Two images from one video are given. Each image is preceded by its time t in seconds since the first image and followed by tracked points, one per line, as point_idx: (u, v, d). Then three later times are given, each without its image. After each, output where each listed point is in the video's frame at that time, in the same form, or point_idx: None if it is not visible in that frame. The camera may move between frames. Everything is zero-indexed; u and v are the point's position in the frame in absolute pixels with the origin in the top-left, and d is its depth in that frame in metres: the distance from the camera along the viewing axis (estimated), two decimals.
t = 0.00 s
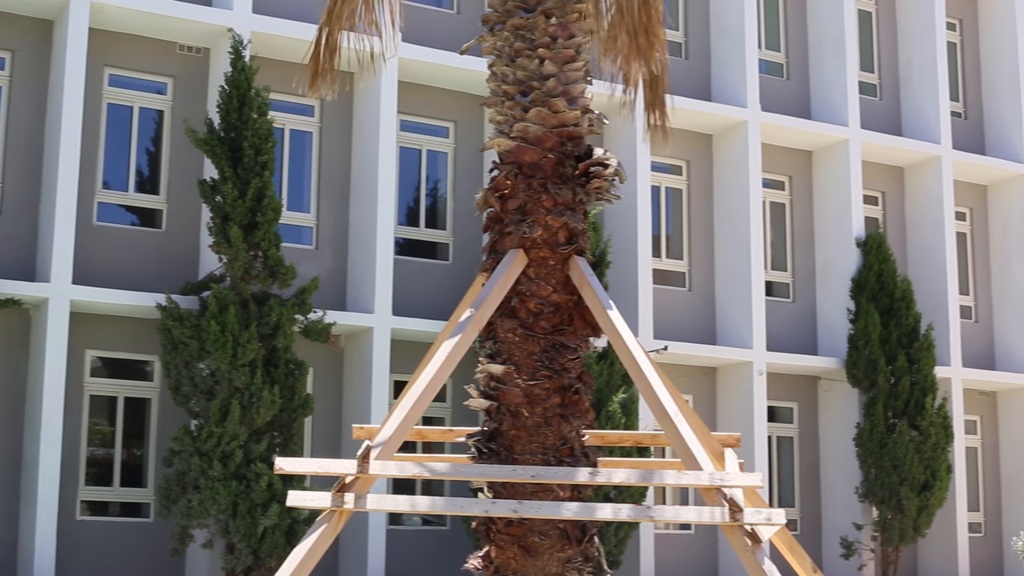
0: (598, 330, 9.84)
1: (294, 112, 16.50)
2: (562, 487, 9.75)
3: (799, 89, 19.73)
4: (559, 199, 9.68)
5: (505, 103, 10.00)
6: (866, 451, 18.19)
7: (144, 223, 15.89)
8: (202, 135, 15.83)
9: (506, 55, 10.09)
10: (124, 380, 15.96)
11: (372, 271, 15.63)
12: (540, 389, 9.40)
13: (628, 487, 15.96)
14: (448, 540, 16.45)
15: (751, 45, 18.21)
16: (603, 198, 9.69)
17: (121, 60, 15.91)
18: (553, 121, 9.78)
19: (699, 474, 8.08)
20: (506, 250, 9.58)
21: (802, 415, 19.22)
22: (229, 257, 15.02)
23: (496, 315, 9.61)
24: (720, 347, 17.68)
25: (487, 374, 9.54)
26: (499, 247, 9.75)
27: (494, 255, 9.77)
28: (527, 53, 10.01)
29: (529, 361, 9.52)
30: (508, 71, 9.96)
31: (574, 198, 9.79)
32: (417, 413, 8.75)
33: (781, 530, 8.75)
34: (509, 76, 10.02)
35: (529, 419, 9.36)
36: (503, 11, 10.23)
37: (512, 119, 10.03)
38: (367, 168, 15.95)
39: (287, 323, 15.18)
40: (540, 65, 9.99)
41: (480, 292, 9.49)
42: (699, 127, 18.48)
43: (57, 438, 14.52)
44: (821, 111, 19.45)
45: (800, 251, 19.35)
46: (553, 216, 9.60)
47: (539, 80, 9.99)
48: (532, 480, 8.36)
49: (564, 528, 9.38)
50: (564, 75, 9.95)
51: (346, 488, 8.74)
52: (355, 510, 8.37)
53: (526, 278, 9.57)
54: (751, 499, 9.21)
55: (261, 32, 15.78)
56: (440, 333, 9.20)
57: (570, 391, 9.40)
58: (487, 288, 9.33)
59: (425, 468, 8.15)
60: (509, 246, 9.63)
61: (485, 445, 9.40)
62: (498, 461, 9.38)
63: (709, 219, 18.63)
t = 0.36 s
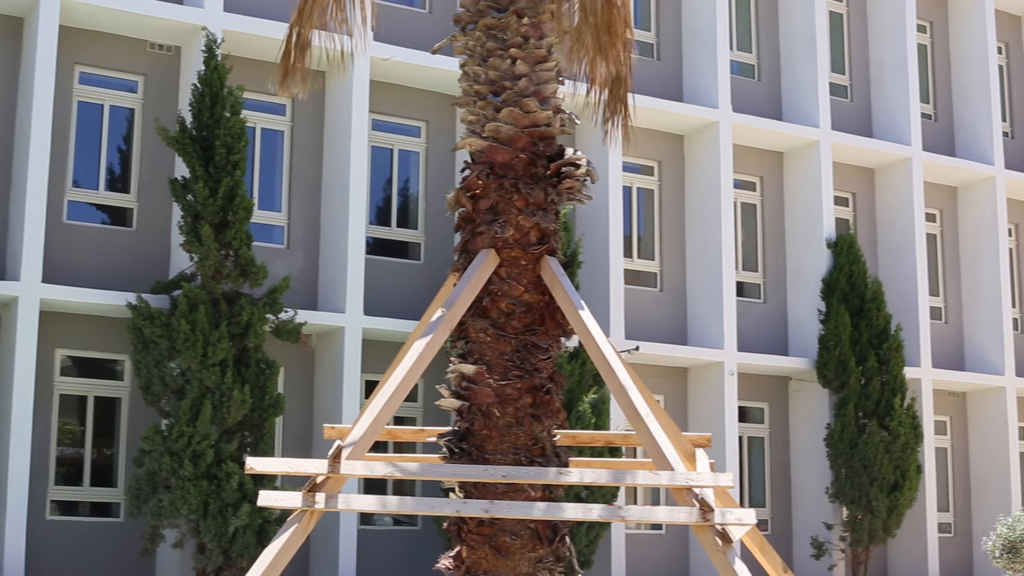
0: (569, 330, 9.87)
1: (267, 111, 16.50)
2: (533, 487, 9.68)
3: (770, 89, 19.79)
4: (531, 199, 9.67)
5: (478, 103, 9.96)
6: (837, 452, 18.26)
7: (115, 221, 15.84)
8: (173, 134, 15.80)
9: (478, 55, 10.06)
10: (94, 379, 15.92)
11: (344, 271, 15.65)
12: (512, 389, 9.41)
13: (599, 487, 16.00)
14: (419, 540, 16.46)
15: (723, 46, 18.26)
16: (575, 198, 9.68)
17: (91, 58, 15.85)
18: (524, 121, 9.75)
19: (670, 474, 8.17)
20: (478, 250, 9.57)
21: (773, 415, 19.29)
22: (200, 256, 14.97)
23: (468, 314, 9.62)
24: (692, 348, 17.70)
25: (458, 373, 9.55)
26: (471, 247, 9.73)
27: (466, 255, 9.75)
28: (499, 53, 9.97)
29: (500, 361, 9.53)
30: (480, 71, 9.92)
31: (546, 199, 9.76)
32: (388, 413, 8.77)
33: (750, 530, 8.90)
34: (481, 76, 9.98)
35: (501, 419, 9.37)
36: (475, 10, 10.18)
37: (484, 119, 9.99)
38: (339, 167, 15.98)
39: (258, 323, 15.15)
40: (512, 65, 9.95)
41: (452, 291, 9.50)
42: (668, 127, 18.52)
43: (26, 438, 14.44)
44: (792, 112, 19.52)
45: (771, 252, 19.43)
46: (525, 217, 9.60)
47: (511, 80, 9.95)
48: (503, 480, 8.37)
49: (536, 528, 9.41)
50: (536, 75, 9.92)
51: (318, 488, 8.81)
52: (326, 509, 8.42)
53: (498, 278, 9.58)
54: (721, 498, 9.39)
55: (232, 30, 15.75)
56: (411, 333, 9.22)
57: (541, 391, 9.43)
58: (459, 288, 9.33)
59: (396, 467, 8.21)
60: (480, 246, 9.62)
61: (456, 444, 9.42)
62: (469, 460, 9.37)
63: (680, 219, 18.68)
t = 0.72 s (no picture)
0: (545, 331, 9.82)
1: (243, 110, 16.45)
2: (509, 487, 9.63)
3: (746, 90, 19.87)
4: (507, 199, 9.65)
5: (454, 103, 9.95)
6: (811, 452, 18.32)
7: (90, 220, 15.78)
8: (148, 133, 15.77)
9: (454, 55, 10.04)
10: (68, 378, 15.86)
11: (320, 271, 15.64)
12: (488, 389, 9.35)
13: (574, 487, 16.01)
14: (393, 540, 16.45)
15: (699, 47, 18.32)
16: (551, 198, 9.68)
17: (67, 56, 15.78)
18: (501, 121, 9.74)
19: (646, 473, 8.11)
20: (454, 250, 9.56)
21: (748, 415, 19.33)
22: (175, 255, 14.92)
23: (443, 314, 9.57)
24: (668, 348, 17.72)
25: (434, 373, 9.48)
26: (447, 246, 9.72)
27: (442, 254, 9.73)
28: (476, 52, 9.96)
29: (476, 361, 9.48)
30: (457, 70, 9.91)
31: (522, 199, 9.74)
32: (364, 413, 8.76)
33: (725, 530, 8.79)
34: (457, 76, 9.97)
35: (476, 419, 9.31)
36: (452, 10, 10.17)
37: (460, 119, 9.97)
38: (315, 166, 15.97)
39: (233, 322, 15.09)
40: (488, 65, 9.95)
41: (428, 291, 9.48)
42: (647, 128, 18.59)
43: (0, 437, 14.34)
44: (768, 114, 19.60)
45: (747, 253, 19.48)
46: (501, 216, 9.59)
47: (487, 80, 9.94)
48: (478, 480, 8.34)
49: (510, 528, 9.31)
50: (512, 76, 9.91)
51: (292, 489, 8.67)
52: (301, 509, 8.34)
53: (474, 278, 9.54)
54: (696, 499, 9.34)
55: (208, 29, 15.70)
56: (387, 333, 9.21)
57: (517, 391, 9.37)
58: (435, 287, 9.32)
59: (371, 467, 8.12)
60: (456, 246, 9.61)
61: (431, 444, 9.36)
62: (444, 461, 9.30)
63: (656, 220, 18.72)
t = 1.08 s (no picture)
0: (519, 331, 9.79)
1: (216, 108, 16.41)
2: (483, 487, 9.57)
3: (720, 92, 19.93)
4: (482, 199, 9.61)
5: (429, 103, 9.90)
6: (784, 453, 18.38)
7: (62, 218, 15.71)
8: (122, 131, 15.72)
9: (430, 55, 10.00)
10: (41, 377, 15.80)
11: (294, 269, 15.64)
12: (462, 389, 9.32)
13: (548, 487, 16.04)
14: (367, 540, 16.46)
15: (674, 47, 18.38)
16: (526, 199, 9.65)
17: (41, 54, 15.73)
18: (476, 120, 9.70)
19: (621, 474, 8.11)
20: (428, 249, 9.52)
21: (722, 415, 19.38)
22: (148, 254, 14.87)
23: (417, 314, 9.51)
24: (642, 348, 17.75)
25: (408, 373, 9.43)
26: (421, 246, 9.67)
27: (417, 254, 9.68)
28: (451, 52, 9.93)
29: (450, 362, 9.43)
30: (432, 70, 9.86)
31: (497, 199, 9.71)
32: (339, 412, 8.64)
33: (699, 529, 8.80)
34: (433, 76, 9.93)
35: (450, 419, 9.27)
36: (427, 10, 10.13)
37: (436, 119, 9.93)
38: (289, 166, 15.96)
39: (207, 321, 15.03)
40: (463, 65, 9.91)
41: (402, 291, 9.41)
42: (622, 128, 18.64)
43: None
44: (743, 115, 19.67)
45: (721, 253, 19.54)
46: (476, 216, 9.54)
47: (462, 80, 9.91)
48: (452, 480, 8.31)
49: (484, 528, 9.28)
50: (488, 75, 9.89)
51: (265, 489, 8.66)
52: (274, 509, 8.26)
53: (448, 278, 9.51)
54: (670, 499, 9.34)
55: (183, 27, 15.65)
56: (362, 332, 9.12)
57: (491, 391, 9.34)
58: (409, 287, 9.26)
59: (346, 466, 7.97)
60: (431, 246, 9.57)
61: (405, 444, 9.30)
62: (418, 461, 9.26)
63: (631, 220, 18.77)
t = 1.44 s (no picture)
0: (493, 331, 9.78)
1: (189, 106, 16.38)
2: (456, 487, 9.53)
3: (694, 92, 19.99)
4: (455, 199, 9.61)
5: (403, 102, 9.85)
6: (756, 453, 18.44)
7: (34, 217, 15.64)
8: (93, 130, 15.67)
9: (403, 54, 9.94)
10: (11, 377, 15.72)
11: (266, 269, 15.61)
12: (434, 388, 9.30)
13: (520, 487, 16.06)
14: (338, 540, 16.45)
15: (648, 48, 18.42)
16: (499, 199, 9.65)
17: (12, 52, 15.64)
18: (449, 120, 9.67)
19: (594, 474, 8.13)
20: (402, 249, 9.51)
21: (695, 416, 19.43)
22: (119, 253, 14.80)
23: (391, 313, 9.49)
24: (615, 347, 17.77)
25: (380, 373, 9.41)
26: (394, 245, 9.67)
27: (390, 254, 9.68)
28: (425, 52, 9.88)
29: (423, 362, 9.42)
30: (406, 69, 9.81)
31: (470, 199, 9.70)
32: (310, 412, 8.71)
33: (671, 529, 8.81)
34: (406, 75, 9.87)
35: (423, 419, 9.25)
36: (401, 8, 10.06)
37: (409, 118, 9.88)
38: (262, 165, 15.96)
39: (178, 320, 14.96)
40: (437, 64, 9.88)
41: (375, 290, 9.41)
42: (595, 128, 18.67)
43: None
44: (716, 116, 19.73)
45: (693, 254, 19.60)
46: (449, 216, 9.53)
47: (436, 80, 9.86)
48: (424, 480, 8.36)
49: (456, 528, 9.27)
50: (461, 75, 9.85)
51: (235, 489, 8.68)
52: (245, 509, 8.29)
53: (422, 278, 9.50)
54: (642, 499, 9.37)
55: (155, 25, 15.59)
56: (335, 331, 9.13)
57: (464, 391, 9.33)
58: (382, 286, 9.27)
59: (318, 466, 8.06)
60: (404, 246, 9.56)
61: (378, 444, 9.28)
62: (391, 461, 9.24)
63: (603, 220, 18.80)
